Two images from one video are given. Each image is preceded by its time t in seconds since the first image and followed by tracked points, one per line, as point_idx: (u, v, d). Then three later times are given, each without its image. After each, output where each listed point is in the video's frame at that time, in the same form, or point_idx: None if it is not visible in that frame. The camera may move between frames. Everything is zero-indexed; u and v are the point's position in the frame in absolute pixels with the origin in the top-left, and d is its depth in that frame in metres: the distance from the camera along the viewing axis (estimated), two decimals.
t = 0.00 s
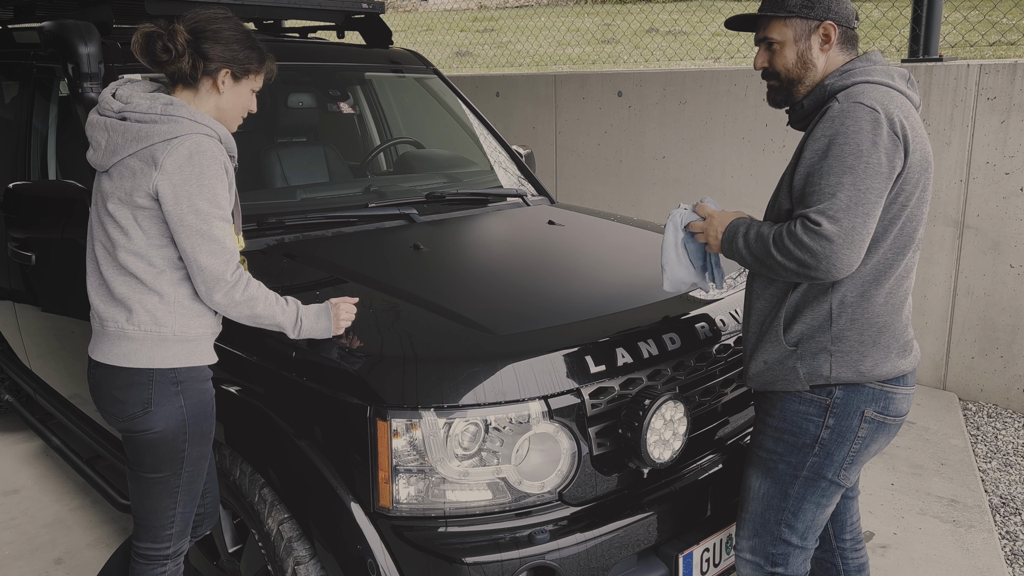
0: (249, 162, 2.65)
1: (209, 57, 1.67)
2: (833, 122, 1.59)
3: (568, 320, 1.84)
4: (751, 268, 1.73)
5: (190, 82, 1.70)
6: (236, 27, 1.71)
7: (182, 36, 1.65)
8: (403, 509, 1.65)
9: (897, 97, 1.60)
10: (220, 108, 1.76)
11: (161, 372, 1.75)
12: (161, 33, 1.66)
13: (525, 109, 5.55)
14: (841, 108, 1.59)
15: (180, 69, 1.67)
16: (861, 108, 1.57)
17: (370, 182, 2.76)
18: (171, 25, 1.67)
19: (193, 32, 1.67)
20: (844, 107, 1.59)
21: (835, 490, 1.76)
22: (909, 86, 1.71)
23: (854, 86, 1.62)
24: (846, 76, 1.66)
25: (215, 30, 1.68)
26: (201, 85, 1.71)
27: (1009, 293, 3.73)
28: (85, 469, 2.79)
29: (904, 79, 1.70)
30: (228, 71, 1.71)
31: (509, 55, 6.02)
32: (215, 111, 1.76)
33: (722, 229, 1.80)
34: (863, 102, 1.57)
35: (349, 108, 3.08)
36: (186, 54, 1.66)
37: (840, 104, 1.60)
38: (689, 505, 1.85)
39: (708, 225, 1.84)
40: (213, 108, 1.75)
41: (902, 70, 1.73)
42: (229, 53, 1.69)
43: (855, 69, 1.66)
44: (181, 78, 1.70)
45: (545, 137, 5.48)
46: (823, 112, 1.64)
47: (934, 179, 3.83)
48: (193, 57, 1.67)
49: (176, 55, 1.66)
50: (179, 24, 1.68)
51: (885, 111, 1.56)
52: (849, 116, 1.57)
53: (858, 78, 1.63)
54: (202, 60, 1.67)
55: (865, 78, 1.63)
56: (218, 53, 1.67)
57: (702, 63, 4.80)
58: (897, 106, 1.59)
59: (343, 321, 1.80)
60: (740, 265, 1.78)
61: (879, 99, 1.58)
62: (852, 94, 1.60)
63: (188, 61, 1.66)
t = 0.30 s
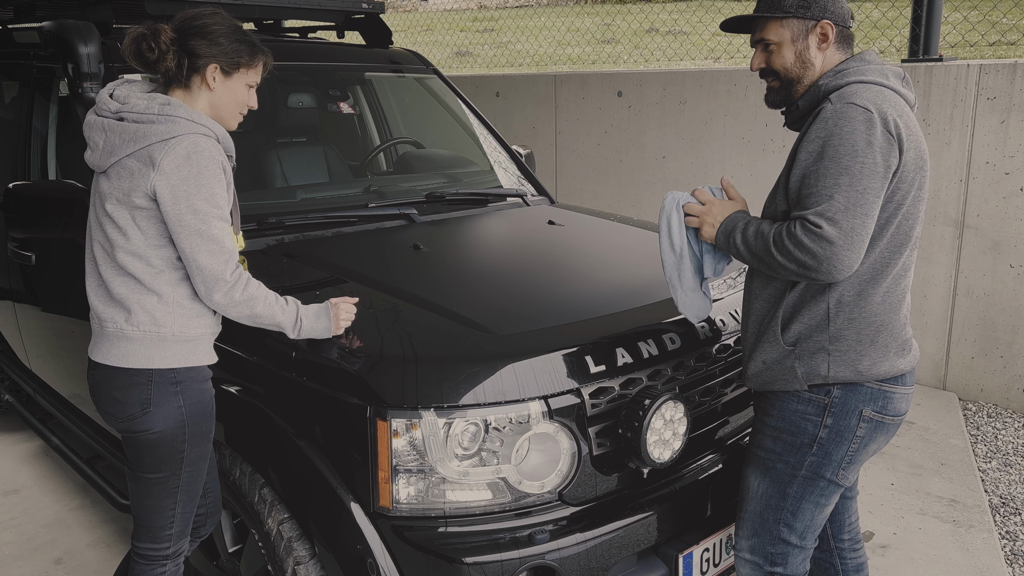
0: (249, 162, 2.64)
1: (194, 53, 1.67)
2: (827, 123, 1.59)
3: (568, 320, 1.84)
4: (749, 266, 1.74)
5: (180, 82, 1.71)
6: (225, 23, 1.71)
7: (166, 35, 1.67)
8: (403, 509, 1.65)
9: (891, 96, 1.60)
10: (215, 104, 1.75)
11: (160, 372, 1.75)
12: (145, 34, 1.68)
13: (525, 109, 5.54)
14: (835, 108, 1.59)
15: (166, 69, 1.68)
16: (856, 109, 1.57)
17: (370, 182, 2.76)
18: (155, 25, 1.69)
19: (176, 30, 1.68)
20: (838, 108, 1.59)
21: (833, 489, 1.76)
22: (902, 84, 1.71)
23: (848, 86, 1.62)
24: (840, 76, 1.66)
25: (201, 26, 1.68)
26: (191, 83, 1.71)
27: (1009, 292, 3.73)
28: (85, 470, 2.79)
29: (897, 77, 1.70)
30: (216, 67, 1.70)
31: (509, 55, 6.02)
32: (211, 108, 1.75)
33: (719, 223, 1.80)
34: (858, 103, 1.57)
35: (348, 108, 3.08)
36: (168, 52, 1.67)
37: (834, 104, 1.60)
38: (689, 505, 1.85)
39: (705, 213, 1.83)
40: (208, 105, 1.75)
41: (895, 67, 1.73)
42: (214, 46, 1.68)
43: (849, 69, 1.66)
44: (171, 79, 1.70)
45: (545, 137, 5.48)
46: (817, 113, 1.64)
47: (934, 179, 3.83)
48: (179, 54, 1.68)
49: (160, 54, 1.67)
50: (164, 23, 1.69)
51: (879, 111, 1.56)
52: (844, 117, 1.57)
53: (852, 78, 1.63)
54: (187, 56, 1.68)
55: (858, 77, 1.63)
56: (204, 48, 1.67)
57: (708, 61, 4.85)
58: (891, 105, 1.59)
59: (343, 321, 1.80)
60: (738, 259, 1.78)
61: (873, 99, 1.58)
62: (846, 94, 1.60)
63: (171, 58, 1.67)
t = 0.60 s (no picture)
0: (249, 162, 2.64)
1: (187, 51, 1.68)
2: (828, 123, 1.59)
3: (567, 320, 1.84)
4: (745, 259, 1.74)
5: (177, 83, 1.71)
6: (218, 19, 1.71)
7: (159, 38, 1.69)
8: (404, 509, 1.65)
9: (893, 97, 1.60)
10: (216, 102, 1.75)
11: (161, 372, 1.75)
12: (139, 39, 1.70)
13: (525, 109, 5.54)
14: (836, 108, 1.59)
15: (163, 71, 1.70)
16: (857, 109, 1.57)
17: (370, 182, 2.76)
18: (149, 29, 1.71)
19: (168, 32, 1.70)
20: (840, 108, 1.59)
21: (834, 490, 1.76)
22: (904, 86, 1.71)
23: (851, 86, 1.63)
24: (842, 76, 1.66)
25: (194, 24, 1.69)
26: (189, 82, 1.71)
27: (1009, 293, 3.73)
28: (85, 469, 2.79)
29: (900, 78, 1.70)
30: (211, 62, 1.70)
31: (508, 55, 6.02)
32: (212, 105, 1.76)
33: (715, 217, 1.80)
34: (860, 103, 1.57)
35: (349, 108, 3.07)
36: (162, 54, 1.69)
37: (836, 104, 1.60)
38: (689, 505, 1.86)
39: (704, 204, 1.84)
40: (209, 103, 1.75)
41: (897, 69, 1.73)
42: (207, 42, 1.68)
43: (851, 69, 1.66)
44: (168, 82, 1.72)
45: (545, 137, 5.48)
46: (819, 112, 1.64)
47: (934, 179, 3.82)
48: (173, 54, 1.69)
49: (155, 57, 1.70)
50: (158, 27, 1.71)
51: (880, 112, 1.56)
52: (845, 117, 1.57)
53: (854, 79, 1.63)
54: (182, 55, 1.69)
55: (861, 78, 1.63)
56: (197, 45, 1.68)
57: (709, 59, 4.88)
58: (893, 106, 1.59)
59: (343, 321, 1.79)
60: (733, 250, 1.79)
61: (874, 100, 1.58)
62: (848, 94, 1.60)
63: (165, 59, 1.69)
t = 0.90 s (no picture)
0: (248, 162, 2.64)
1: (186, 51, 1.68)
2: (827, 122, 1.59)
3: (567, 320, 1.84)
4: (743, 262, 1.74)
5: (176, 84, 1.72)
6: (217, 18, 1.71)
7: (158, 38, 1.69)
8: (404, 509, 1.65)
9: (891, 96, 1.60)
10: (216, 101, 1.75)
11: (161, 371, 1.75)
12: (138, 39, 1.71)
13: (524, 109, 5.55)
14: (834, 108, 1.59)
15: (162, 72, 1.70)
16: (855, 108, 1.57)
17: (370, 182, 2.76)
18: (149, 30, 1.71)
19: (168, 33, 1.70)
20: (837, 108, 1.59)
21: (834, 490, 1.76)
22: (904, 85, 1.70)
23: (850, 85, 1.62)
24: (841, 76, 1.66)
25: (193, 24, 1.69)
26: (189, 82, 1.72)
27: (1009, 293, 3.73)
28: (85, 469, 2.79)
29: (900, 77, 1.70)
30: (211, 62, 1.70)
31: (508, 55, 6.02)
32: (213, 105, 1.75)
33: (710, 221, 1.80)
34: (858, 102, 1.57)
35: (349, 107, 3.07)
36: (161, 54, 1.69)
37: (835, 103, 1.60)
38: (689, 505, 1.86)
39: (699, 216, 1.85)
40: (210, 103, 1.75)
41: (897, 68, 1.72)
42: (206, 41, 1.68)
43: (851, 69, 1.66)
44: (168, 82, 1.72)
45: (545, 137, 5.48)
46: (817, 112, 1.64)
47: (934, 179, 3.82)
48: (173, 54, 1.70)
49: (155, 57, 1.70)
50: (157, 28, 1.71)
51: (879, 111, 1.56)
52: (843, 116, 1.57)
53: (854, 78, 1.63)
54: (181, 55, 1.69)
55: (859, 77, 1.63)
56: (196, 45, 1.68)
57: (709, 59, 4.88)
58: (891, 105, 1.59)
59: (343, 321, 1.79)
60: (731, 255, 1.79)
61: (872, 99, 1.58)
62: (846, 94, 1.60)
63: (164, 59, 1.69)
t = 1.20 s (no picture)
0: (248, 162, 2.64)
1: (187, 52, 1.68)
2: (835, 122, 1.59)
3: (567, 320, 1.84)
4: (746, 258, 1.72)
5: (176, 84, 1.71)
6: (216, 18, 1.71)
7: (159, 39, 1.69)
8: (403, 509, 1.65)
9: (898, 97, 1.61)
10: (216, 102, 1.75)
11: (162, 372, 1.75)
12: (138, 39, 1.70)
13: (524, 109, 5.55)
14: (842, 107, 1.59)
15: (162, 72, 1.70)
16: (865, 107, 1.57)
17: (371, 182, 2.76)
18: (149, 29, 1.70)
19: (168, 33, 1.70)
20: (846, 107, 1.59)
21: (834, 490, 1.76)
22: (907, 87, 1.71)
23: (856, 85, 1.63)
24: (845, 76, 1.66)
25: (193, 24, 1.68)
26: (189, 82, 1.71)
27: (1009, 293, 3.73)
28: (85, 469, 2.79)
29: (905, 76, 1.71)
30: (212, 63, 1.70)
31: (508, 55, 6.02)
32: (212, 105, 1.75)
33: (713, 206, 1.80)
34: (867, 102, 1.57)
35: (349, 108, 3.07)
36: (162, 55, 1.69)
37: (842, 103, 1.60)
38: (689, 505, 1.86)
39: (700, 199, 1.83)
40: (209, 103, 1.75)
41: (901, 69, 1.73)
42: (208, 42, 1.68)
43: (855, 69, 1.67)
44: (167, 82, 1.71)
45: (545, 136, 5.48)
46: (824, 111, 1.64)
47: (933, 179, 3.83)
48: (173, 54, 1.69)
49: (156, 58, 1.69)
50: (157, 28, 1.71)
51: (887, 111, 1.57)
52: (852, 115, 1.57)
53: (859, 78, 1.63)
54: (181, 55, 1.69)
55: (866, 77, 1.64)
56: (196, 46, 1.68)
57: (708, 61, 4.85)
58: (899, 105, 1.59)
59: (343, 321, 1.80)
60: (730, 251, 1.78)
61: (880, 98, 1.58)
62: (853, 93, 1.61)
63: (165, 60, 1.69)
